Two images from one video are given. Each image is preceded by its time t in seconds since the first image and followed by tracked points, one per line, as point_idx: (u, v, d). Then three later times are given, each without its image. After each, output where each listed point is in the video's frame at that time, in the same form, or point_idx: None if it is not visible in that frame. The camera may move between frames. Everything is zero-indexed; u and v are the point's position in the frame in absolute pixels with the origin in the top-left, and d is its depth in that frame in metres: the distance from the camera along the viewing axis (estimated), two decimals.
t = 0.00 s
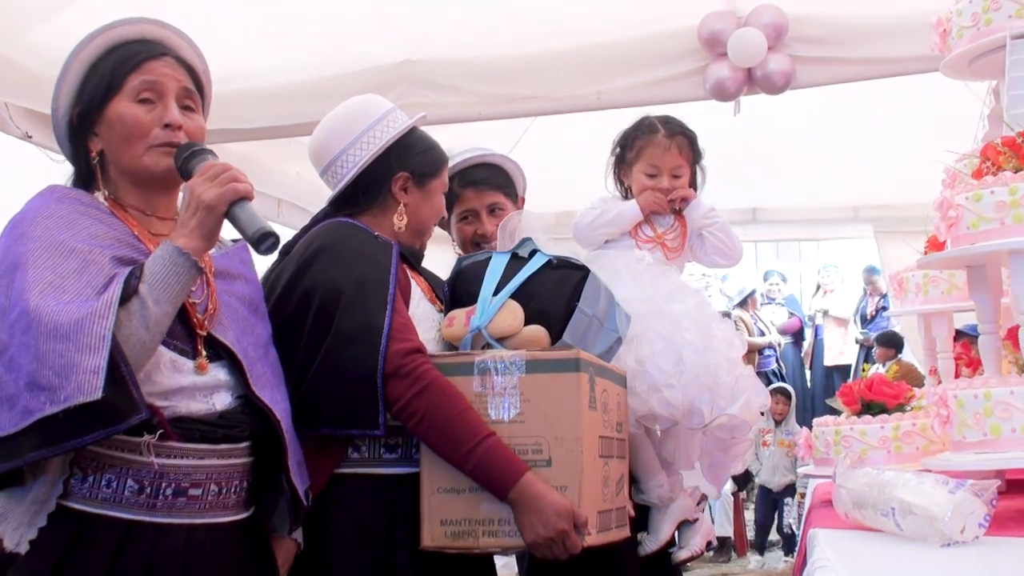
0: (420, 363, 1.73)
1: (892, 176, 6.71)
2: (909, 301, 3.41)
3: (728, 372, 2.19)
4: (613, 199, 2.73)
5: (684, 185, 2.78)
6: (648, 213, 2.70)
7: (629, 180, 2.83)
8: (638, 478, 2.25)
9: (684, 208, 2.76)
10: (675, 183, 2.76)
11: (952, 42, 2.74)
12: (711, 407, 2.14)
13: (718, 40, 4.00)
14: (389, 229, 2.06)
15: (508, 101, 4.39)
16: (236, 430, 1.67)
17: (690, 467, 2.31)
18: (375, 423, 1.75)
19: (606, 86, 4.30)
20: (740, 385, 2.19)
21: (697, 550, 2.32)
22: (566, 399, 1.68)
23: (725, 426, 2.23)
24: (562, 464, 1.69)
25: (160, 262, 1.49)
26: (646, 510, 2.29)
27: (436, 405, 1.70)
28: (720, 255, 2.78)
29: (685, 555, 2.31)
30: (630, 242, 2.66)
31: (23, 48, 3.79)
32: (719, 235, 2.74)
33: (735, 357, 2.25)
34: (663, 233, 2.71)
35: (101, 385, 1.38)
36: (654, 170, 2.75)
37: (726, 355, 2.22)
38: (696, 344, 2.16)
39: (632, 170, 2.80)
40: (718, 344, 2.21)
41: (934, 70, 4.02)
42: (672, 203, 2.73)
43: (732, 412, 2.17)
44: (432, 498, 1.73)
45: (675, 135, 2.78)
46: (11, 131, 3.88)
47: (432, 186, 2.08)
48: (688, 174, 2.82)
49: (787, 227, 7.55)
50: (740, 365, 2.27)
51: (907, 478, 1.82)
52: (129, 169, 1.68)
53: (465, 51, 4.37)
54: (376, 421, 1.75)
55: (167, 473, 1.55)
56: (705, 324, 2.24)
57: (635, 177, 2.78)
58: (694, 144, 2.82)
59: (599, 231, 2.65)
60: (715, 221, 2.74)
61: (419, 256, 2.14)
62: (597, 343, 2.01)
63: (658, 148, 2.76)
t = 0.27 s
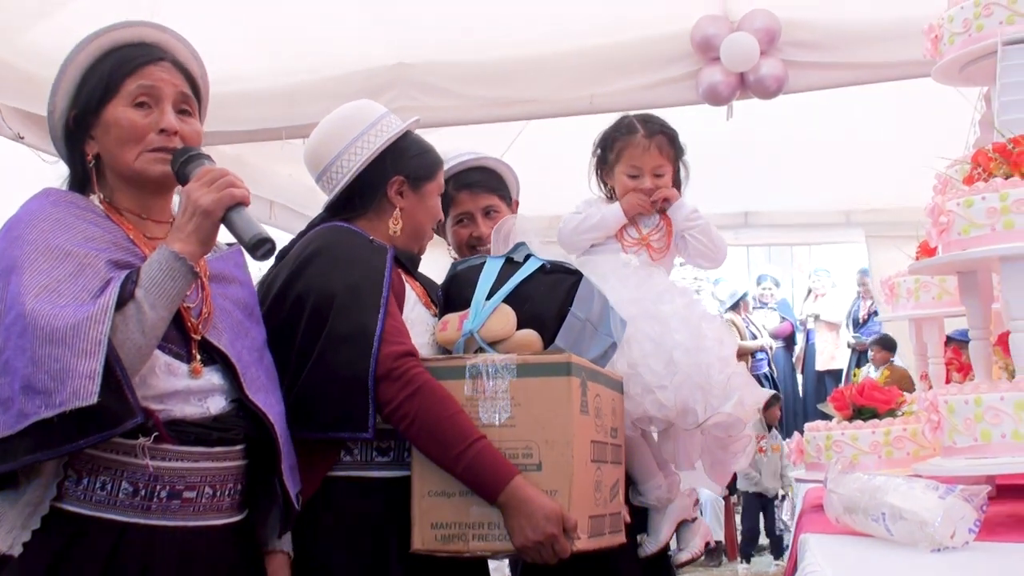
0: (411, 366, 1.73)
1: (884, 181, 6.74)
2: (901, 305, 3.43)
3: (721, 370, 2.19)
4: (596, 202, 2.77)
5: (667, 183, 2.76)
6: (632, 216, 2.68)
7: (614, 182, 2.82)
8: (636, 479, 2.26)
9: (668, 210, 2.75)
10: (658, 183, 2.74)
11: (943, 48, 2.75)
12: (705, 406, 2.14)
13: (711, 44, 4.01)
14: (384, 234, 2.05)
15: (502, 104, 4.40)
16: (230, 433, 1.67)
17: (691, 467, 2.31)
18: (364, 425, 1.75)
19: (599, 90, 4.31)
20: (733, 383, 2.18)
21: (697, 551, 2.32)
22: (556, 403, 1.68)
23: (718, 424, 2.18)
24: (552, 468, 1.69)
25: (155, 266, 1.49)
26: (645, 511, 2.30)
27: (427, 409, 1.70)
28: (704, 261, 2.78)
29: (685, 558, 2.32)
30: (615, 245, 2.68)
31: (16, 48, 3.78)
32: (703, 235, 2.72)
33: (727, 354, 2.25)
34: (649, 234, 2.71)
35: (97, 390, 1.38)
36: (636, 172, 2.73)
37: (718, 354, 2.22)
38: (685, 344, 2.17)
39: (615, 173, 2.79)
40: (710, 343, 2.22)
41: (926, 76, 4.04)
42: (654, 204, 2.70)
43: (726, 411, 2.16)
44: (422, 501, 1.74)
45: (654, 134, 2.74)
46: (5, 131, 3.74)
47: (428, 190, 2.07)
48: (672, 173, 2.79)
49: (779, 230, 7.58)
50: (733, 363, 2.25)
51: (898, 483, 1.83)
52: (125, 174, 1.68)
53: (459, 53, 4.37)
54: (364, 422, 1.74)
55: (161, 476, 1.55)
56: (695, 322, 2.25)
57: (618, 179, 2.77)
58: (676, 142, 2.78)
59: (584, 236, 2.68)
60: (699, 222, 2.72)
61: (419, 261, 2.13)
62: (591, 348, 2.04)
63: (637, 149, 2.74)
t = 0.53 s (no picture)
0: (410, 365, 1.73)
1: (876, 186, 6.76)
2: (894, 311, 3.44)
3: (711, 379, 2.19)
4: (590, 206, 2.78)
5: (661, 186, 2.76)
6: (628, 220, 2.69)
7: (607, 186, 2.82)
8: (628, 482, 2.26)
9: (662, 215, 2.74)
10: (652, 187, 2.74)
11: (936, 54, 2.76)
12: (694, 416, 2.14)
13: (705, 49, 4.02)
14: (389, 238, 2.05)
15: (496, 108, 4.40)
16: (222, 437, 1.67)
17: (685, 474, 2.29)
18: (362, 422, 1.73)
19: (592, 93, 4.32)
20: (722, 394, 2.17)
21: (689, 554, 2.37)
22: (553, 404, 1.68)
23: (707, 432, 2.16)
24: (548, 469, 1.69)
25: (148, 269, 1.49)
26: (638, 514, 2.30)
27: (425, 407, 1.70)
28: (696, 266, 2.79)
29: (678, 560, 2.37)
30: (610, 250, 2.69)
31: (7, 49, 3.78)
32: (696, 240, 2.72)
33: (717, 364, 2.24)
34: (643, 237, 2.71)
35: (87, 392, 1.37)
36: (629, 176, 2.74)
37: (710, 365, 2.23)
38: (677, 351, 2.18)
39: (609, 176, 2.79)
40: (702, 353, 2.22)
41: (919, 82, 4.05)
42: (649, 209, 2.70)
43: (715, 420, 2.14)
44: (419, 501, 1.73)
45: (647, 138, 2.75)
46: None
47: (430, 195, 2.08)
48: (665, 176, 2.79)
49: (772, 235, 7.60)
50: (725, 373, 2.26)
51: (890, 488, 1.84)
52: (120, 178, 1.67)
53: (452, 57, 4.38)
54: (361, 420, 1.73)
55: (153, 479, 1.55)
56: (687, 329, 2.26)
57: (612, 184, 2.77)
58: (668, 144, 2.79)
59: (579, 241, 2.69)
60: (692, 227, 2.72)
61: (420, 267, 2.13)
62: (587, 353, 2.04)
63: (631, 154, 2.74)
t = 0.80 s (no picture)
0: (418, 371, 1.74)
1: (871, 190, 6.77)
2: (888, 315, 3.44)
3: (703, 394, 2.22)
4: (586, 212, 2.79)
5: (657, 194, 2.76)
6: (623, 226, 2.69)
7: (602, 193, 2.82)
8: (623, 485, 2.26)
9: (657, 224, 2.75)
10: (648, 195, 2.74)
11: (930, 59, 2.77)
12: (687, 429, 2.18)
13: (700, 53, 4.03)
14: (395, 243, 2.04)
15: (492, 112, 4.41)
16: (218, 445, 1.67)
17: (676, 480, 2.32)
18: (367, 426, 1.72)
19: (588, 98, 4.33)
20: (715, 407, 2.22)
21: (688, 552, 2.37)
22: (558, 412, 1.70)
23: (699, 445, 2.22)
24: (552, 476, 1.70)
25: (142, 273, 1.49)
26: (634, 516, 2.31)
27: (433, 412, 1.70)
28: (690, 274, 2.81)
29: (675, 562, 2.37)
30: (605, 257, 2.71)
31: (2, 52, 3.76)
32: (690, 249, 2.73)
33: (710, 376, 2.27)
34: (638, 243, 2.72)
35: (78, 392, 1.38)
36: (625, 184, 2.74)
37: (703, 377, 2.25)
38: (671, 363, 2.18)
39: (605, 183, 2.79)
40: (695, 364, 2.24)
41: (914, 87, 4.07)
42: (644, 217, 2.71)
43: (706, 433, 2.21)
44: (423, 506, 1.73)
45: (643, 146, 2.74)
46: None
47: (434, 203, 2.10)
48: (661, 184, 2.80)
49: (768, 239, 7.61)
50: (717, 385, 2.30)
51: (884, 492, 1.84)
52: (117, 183, 1.68)
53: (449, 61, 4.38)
54: (366, 423, 1.72)
55: (148, 488, 1.54)
56: (681, 338, 2.27)
57: (607, 191, 2.77)
58: (665, 152, 2.78)
59: (575, 248, 2.70)
60: (687, 236, 2.73)
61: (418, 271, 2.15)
62: (588, 362, 2.04)
63: (627, 162, 2.74)
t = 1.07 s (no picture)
0: (422, 373, 1.74)
1: (867, 194, 6.78)
2: (882, 319, 3.45)
3: (695, 402, 2.21)
4: (580, 219, 2.79)
5: (651, 201, 2.78)
6: (617, 232, 2.67)
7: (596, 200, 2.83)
8: (614, 489, 2.27)
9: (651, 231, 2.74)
10: (643, 202, 2.75)
11: (924, 64, 2.77)
12: (680, 437, 2.16)
13: (696, 57, 4.04)
14: (398, 247, 2.04)
15: (488, 116, 4.41)
16: (209, 446, 1.67)
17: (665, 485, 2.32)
18: (377, 422, 1.70)
19: (584, 102, 4.33)
20: (708, 415, 2.23)
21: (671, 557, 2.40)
22: (560, 417, 1.71)
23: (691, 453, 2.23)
24: (552, 480, 1.71)
25: (135, 272, 1.49)
26: (625, 521, 2.32)
27: (437, 414, 1.71)
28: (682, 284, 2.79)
29: (664, 566, 2.41)
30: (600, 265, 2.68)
31: None
32: (683, 258, 2.71)
33: (701, 384, 2.29)
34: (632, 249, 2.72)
35: (72, 391, 1.37)
36: (620, 191, 2.75)
37: (695, 384, 2.26)
38: (663, 372, 2.19)
39: (600, 190, 2.80)
40: (686, 371, 2.25)
41: (909, 92, 4.08)
42: (639, 223, 2.70)
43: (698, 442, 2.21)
44: (423, 508, 1.74)
45: (637, 154, 2.77)
46: None
47: (437, 208, 2.10)
48: (655, 191, 2.81)
49: (763, 243, 7.62)
50: (708, 393, 2.30)
51: (876, 495, 1.85)
52: (112, 186, 1.68)
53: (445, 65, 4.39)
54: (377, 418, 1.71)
55: (139, 488, 1.54)
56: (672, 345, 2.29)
57: (602, 198, 2.78)
58: (659, 159, 2.81)
59: (569, 254, 2.69)
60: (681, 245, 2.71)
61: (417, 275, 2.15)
62: (589, 368, 2.06)
63: (621, 169, 2.76)
